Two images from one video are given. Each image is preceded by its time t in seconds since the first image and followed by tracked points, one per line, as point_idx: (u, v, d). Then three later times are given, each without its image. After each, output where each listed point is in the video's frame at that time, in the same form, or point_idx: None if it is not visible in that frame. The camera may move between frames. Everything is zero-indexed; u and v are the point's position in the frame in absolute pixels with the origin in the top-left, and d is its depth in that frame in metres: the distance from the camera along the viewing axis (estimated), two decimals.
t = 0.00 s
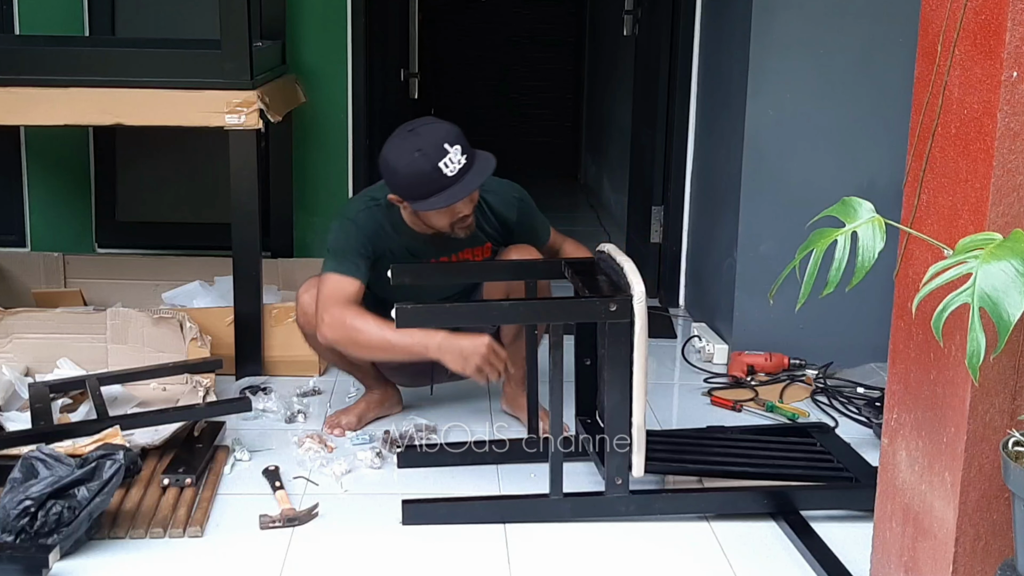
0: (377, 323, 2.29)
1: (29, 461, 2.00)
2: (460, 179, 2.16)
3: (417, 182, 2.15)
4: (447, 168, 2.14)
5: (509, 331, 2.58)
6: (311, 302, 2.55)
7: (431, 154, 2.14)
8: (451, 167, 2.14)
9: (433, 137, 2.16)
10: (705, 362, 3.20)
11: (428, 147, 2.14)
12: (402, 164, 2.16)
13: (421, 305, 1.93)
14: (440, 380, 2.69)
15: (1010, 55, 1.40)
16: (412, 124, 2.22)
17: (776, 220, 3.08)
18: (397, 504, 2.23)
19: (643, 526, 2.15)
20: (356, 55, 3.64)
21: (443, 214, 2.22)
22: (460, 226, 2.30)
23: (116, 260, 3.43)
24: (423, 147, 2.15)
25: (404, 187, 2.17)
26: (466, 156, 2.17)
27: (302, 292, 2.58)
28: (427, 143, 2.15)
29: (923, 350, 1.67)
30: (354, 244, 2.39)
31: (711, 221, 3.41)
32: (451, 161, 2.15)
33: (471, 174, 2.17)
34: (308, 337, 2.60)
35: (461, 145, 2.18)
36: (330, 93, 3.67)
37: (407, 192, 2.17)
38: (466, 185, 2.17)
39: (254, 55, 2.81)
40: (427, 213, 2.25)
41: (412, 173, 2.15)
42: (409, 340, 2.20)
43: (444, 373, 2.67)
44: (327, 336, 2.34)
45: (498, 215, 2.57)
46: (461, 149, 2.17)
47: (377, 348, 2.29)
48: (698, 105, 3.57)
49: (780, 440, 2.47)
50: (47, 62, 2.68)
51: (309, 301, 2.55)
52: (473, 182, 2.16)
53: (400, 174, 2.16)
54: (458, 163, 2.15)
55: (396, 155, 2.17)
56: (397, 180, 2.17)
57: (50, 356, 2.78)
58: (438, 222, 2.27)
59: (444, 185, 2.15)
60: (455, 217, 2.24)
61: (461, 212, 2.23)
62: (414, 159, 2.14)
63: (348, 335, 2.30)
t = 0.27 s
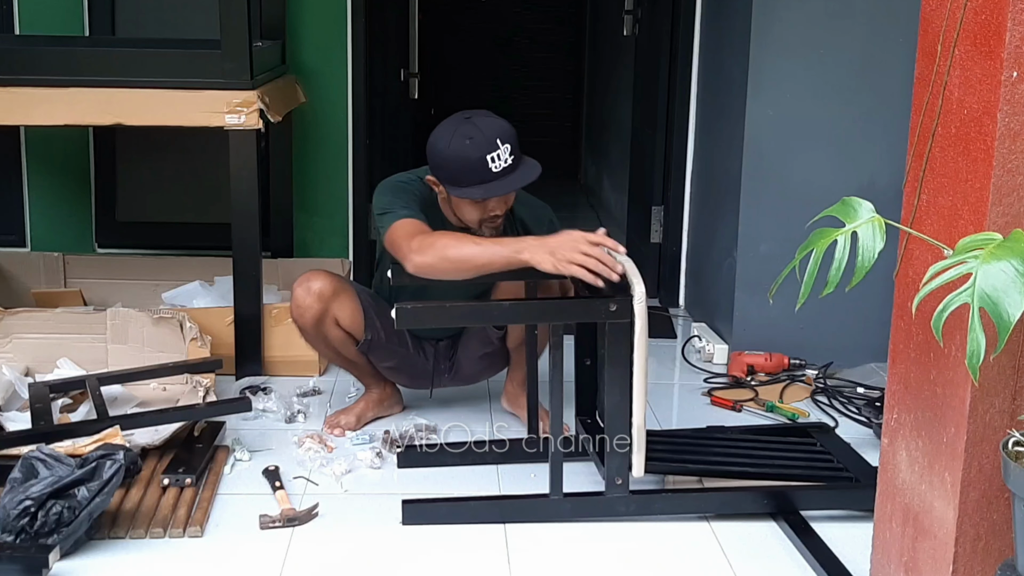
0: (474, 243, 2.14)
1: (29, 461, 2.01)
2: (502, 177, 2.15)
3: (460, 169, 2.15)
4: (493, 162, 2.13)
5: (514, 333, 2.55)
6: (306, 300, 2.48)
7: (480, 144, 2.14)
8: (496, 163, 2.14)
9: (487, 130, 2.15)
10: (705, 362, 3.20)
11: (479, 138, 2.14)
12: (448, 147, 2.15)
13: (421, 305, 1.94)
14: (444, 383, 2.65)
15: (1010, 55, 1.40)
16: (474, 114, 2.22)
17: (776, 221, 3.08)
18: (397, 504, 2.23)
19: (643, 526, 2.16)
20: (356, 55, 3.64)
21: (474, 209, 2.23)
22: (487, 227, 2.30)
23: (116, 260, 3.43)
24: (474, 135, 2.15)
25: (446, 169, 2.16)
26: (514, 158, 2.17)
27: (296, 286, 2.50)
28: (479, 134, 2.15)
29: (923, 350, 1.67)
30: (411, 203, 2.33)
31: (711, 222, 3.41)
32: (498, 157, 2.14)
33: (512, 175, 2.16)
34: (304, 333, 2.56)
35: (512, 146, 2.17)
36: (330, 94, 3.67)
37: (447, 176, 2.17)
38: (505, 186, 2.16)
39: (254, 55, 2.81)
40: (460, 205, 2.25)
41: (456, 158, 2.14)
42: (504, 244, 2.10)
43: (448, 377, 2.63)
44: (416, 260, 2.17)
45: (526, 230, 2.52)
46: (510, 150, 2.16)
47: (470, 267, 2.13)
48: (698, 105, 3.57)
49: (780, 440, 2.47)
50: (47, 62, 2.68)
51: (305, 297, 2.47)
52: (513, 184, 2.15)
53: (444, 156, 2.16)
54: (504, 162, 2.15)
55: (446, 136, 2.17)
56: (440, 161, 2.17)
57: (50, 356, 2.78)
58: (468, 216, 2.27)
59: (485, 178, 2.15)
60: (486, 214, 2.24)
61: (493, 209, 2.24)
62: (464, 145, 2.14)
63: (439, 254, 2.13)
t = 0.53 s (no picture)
0: (522, 269, 2.03)
1: (29, 461, 2.01)
2: (519, 206, 2.14)
3: (479, 195, 2.13)
4: (511, 192, 2.12)
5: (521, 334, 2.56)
6: (323, 300, 2.46)
7: (501, 172, 2.11)
8: (514, 193, 2.12)
9: (509, 157, 2.12)
10: (705, 362, 3.20)
11: (501, 165, 2.11)
12: (469, 169, 2.13)
13: (421, 308, 1.95)
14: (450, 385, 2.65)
15: (1010, 54, 1.40)
16: (498, 133, 2.17)
17: (776, 221, 3.08)
18: (396, 504, 2.23)
19: (642, 526, 2.16)
20: (356, 55, 3.64)
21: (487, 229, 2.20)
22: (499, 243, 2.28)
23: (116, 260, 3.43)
24: (496, 163, 2.11)
25: (465, 190, 2.14)
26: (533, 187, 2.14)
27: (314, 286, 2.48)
28: (501, 161, 2.11)
29: (923, 350, 1.67)
30: (438, 218, 2.25)
31: (711, 223, 3.41)
32: (517, 187, 2.12)
33: (529, 204, 2.15)
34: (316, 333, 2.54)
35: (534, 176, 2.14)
36: (330, 94, 3.67)
37: (464, 196, 2.15)
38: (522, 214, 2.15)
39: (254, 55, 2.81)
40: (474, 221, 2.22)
41: (475, 182, 2.12)
42: (544, 269, 2.01)
43: (455, 379, 2.63)
44: (459, 280, 2.09)
45: (538, 236, 2.52)
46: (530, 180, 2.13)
47: (512, 292, 2.03)
48: (698, 105, 3.57)
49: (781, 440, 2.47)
50: (47, 62, 2.68)
51: (322, 298, 2.46)
52: (528, 215, 2.14)
53: (463, 176, 2.14)
54: (522, 192, 2.13)
55: (468, 157, 2.13)
56: (460, 182, 2.14)
57: (49, 356, 2.79)
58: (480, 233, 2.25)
59: (502, 206, 2.13)
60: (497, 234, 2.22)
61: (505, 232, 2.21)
62: (485, 171, 2.11)
63: (481, 276, 2.05)
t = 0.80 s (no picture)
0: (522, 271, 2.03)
1: (29, 461, 2.01)
2: (523, 207, 2.14)
3: (482, 197, 2.12)
4: (515, 195, 2.12)
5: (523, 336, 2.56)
6: (324, 303, 2.46)
7: (506, 175, 2.11)
8: (518, 195, 2.12)
9: (512, 159, 2.12)
10: (705, 362, 3.20)
11: (505, 168, 2.11)
12: (473, 173, 2.12)
13: (421, 308, 1.95)
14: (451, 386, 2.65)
15: (1010, 54, 1.40)
16: (499, 134, 2.17)
17: (776, 221, 3.08)
18: (396, 504, 2.23)
19: (642, 526, 2.16)
20: (356, 55, 3.64)
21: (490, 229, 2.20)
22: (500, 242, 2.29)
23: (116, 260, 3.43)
24: (500, 166, 2.11)
25: (468, 193, 2.14)
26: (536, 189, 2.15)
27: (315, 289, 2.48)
28: (505, 163, 2.11)
29: (923, 350, 1.67)
30: (437, 221, 2.25)
31: (711, 224, 3.41)
32: (521, 189, 2.12)
33: (533, 205, 2.15)
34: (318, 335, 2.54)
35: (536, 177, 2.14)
36: (330, 94, 3.67)
37: (467, 199, 2.15)
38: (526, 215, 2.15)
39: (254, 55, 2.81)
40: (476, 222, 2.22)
41: (479, 186, 2.12)
42: (546, 270, 2.01)
43: (456, 380, 2.64)
44: (459, 283, 2.08)
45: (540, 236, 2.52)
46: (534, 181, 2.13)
47: (512, 295, 2.03)
48: (698, 105, 3.57)
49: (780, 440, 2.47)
50: (47, 62, 2.68)
51: (323, 301, 2.46)
52: (532, 216, 2.14)
53: (468, 180, 2.13)
54: (526, 194, 2.13)
55: (471, 161, 2.13)
56: (463, 186, 2.14)
57: (50, 356, 2.79)
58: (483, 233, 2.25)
59: (506, 208, 2.13)
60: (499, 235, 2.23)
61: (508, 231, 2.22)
62: (489, 174, 2.11)
63: (481, 279, 2.04)
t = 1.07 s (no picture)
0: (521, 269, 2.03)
1: (29, 461, 2.01)
2: (524, 201, 2.13)
3: (483, 192, 2.12)
4: (516, 189, 2.11)
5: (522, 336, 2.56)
6: (325, 302, 2.46)
7: (506, 171, 2.10)
8: (519, 189, 2.12)
9: (513, 154, 2.12)
10: (705, 362, 3.20)
11: (506, 162, 2.11)
12: (474, 169, 2.12)
13: (421, 308, 1.95)
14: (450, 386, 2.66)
15: (1010, 54, 1.40)
16: (498, 130, 2.17)
17: (776, 221, 3.08)
18: (397, 504, 2.23)
19: (642, 526, 2.16)
20: (356, 55, 3.64)
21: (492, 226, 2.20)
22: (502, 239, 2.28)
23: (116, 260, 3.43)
24: (501, 161, 2.11)
25: (469, 189, 2.14)
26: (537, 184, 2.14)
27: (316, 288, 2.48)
28: (506, 157, 2.11)
29: (923, 351, 1.67)
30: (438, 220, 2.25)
31: (711, 224, 3.41)
32: (522, 184, 2.12)
33: (534, 199, 2.15)
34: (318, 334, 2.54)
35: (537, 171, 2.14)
36: (330, 94, 3.67)
37: (468, 195, 2.15)
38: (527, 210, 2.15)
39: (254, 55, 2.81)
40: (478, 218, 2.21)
41: (480, 181, 2.12)
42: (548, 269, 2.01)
43: (455, 380, 2.64)
44: (459, 281, 2.08)
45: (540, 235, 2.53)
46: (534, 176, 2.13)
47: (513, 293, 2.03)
48: (698, 105, 3.57)
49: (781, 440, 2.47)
50: (47, 62, 2.68)
51: (324, 300, 2.46)
52: (534, 210, 2.14)
53: (468, 176, 2.13)
54: (527, 188, 2.13)
55: (472, 158, 2.13)
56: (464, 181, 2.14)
57: (50, 356, 2.79)
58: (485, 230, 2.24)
59: (507, 203, 2.13)
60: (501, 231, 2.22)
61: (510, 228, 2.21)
62: (489, 169, 2.11)
63: (481, 277, 2.04)
